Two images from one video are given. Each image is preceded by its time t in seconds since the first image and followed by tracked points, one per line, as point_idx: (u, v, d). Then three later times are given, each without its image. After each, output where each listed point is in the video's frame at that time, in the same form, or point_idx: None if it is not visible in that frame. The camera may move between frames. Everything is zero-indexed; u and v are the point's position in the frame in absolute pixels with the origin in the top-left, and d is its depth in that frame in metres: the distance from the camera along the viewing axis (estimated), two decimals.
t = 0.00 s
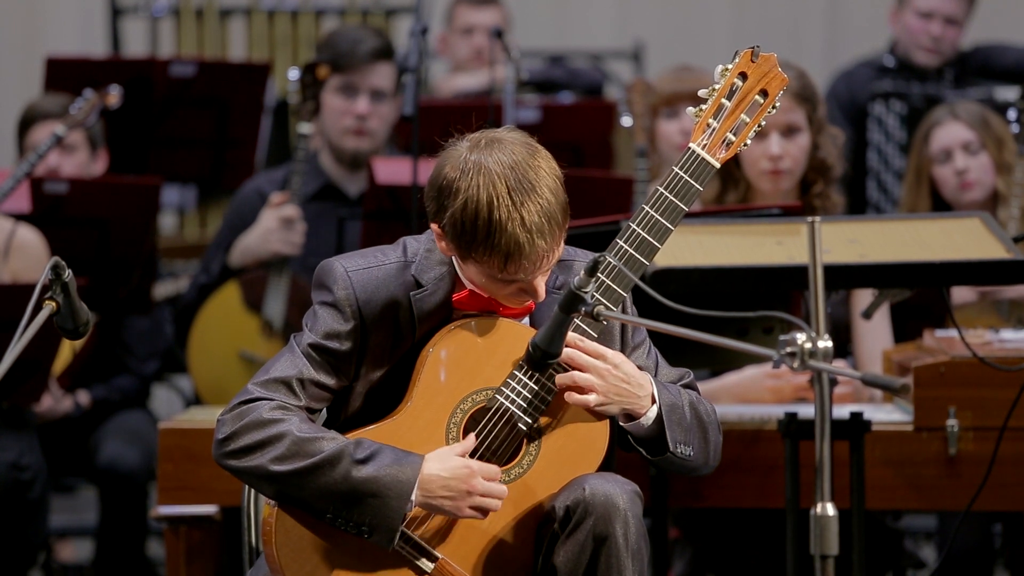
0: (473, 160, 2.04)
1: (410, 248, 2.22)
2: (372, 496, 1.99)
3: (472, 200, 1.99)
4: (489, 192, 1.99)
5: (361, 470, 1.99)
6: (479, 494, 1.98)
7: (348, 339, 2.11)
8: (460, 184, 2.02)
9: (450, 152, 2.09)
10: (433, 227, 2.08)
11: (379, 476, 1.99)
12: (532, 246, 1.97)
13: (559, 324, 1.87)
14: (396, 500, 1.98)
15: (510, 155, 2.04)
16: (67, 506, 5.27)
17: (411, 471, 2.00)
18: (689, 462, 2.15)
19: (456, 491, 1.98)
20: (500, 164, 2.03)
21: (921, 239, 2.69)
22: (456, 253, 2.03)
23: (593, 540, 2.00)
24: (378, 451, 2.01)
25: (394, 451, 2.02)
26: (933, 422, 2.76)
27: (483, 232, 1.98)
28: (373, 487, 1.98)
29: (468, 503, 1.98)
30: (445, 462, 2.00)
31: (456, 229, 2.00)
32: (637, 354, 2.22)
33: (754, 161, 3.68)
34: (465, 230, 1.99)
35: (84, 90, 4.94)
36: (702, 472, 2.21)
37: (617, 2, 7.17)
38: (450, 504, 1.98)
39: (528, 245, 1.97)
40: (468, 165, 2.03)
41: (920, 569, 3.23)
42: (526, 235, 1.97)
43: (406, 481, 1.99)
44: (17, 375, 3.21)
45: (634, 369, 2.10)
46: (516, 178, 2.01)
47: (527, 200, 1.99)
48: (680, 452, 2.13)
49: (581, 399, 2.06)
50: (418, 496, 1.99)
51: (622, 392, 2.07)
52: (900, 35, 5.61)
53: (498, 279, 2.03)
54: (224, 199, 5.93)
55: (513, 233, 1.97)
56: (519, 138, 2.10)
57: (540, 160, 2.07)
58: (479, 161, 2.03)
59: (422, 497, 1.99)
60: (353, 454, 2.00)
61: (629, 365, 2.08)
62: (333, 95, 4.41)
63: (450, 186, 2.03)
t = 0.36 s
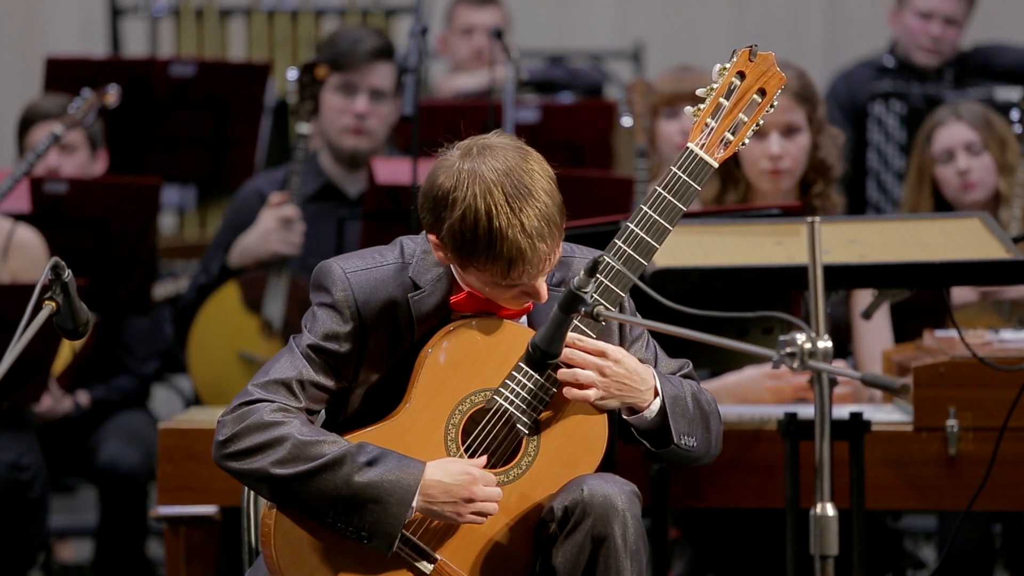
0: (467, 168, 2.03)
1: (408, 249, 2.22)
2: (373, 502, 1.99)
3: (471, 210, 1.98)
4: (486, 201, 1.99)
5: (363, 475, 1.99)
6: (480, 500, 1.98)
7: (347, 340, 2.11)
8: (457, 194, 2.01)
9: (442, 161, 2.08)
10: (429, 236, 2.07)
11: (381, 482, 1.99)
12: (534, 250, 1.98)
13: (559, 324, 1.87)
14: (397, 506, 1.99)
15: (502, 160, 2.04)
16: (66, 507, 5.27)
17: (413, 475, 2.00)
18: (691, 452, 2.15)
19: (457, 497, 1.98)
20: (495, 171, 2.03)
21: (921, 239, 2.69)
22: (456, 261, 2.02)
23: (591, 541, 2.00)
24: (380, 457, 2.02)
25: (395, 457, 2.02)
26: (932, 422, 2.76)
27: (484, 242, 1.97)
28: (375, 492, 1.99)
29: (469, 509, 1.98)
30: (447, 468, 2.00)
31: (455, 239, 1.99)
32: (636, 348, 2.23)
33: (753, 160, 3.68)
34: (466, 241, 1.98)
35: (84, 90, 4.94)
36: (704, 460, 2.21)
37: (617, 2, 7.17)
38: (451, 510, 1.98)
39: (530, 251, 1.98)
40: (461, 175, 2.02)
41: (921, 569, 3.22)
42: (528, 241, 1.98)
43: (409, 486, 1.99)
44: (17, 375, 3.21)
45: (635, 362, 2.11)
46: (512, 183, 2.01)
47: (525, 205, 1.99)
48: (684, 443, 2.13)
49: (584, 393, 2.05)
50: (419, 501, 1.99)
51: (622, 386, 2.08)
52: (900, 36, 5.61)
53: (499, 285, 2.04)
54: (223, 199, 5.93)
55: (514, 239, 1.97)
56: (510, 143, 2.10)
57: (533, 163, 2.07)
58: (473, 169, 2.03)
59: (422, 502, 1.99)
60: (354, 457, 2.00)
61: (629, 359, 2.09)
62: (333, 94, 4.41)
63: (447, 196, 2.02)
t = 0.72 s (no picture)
0: (476, 172, 2.03)
1: (410, 248, 2.22)
2: (374, 504, 1.99)
3: (489, 214, 1.98)
4: (501, 203, 1.99)
5: (365, 477, 1.99)
6: (481, 505, 1.98)
7: (350, 340, 2.11)
8: (470, 199, 2.00)
9: (446, 168, 2.07)
10: (441, 244, 2.06)
11: (382, 484, 1.99)
12: (555, 246, 1.99)
13: (558, 324, 1.87)
14: (398, 509, 1.98)
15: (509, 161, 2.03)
16: (66, 507, 5.27)
17: (415, 477, 1.99)
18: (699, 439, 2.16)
19: (459, 501, 1.98)
20: (504, 172, 2.03)
21: (921, 239, 2.69)
22: (474, 266, 2.01)
23: (592, 541, 2.00)
24: (383, 459, 2.01)
25: (398, 459, 2.02)
26: (932, 422, 2.76)
27: (505, 246, 1.97)
28: (376, 495, 1.98)
29: (470, 514, 1.98)
30: (448, 471, 2.00)
31: (475, 244, 1.98)
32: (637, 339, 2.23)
33: (754, 160, 3.68)
34: (487, 246, 1.98)
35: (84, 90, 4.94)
36: (708, 447, 2.22)
37: (617, 2, 7.17)
38: (451, 514, 1.98)
39: (551, 248, 1.98)
40: (471, 180, 2.01)
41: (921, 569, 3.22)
42: (548, 238, 1.98)
43: (411, 490, 1.99)
44: (17, 376, 3.21)
45: (637, 357, 2.11)
46: (524, 182, 2.02)
47: (540, 203, 2.00)
48: (691, 434, 2.14)
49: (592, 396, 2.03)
50: (421, 505, 1.99)
51: (627, 383, 2.07)
52: (900, 36, 5.60)
53: (517, 287, 2.04)
54: (223, 199, 5.92)
55: (534, 236, 1.97)
56: (511, 143, 2.10)
57: (538, 161, 2.08)
58: (482, 172, 2.02)
59: (422, 505, 1.99)
60: (356, 458, 2.00)
61: (630, 355, 2.09)
62: (333, 94, 4.41)
63: (460, 202, 2.01)
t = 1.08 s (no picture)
0: (488, 143, 2.06)
1: (408, 247, 2.22)
2: (373, 497, 1.98)
3: (500, 179, 2.01)
4: (512, 171, 2.02)
5: (364, 470, 1.98)
6: (480, 496, 1.98)
7: (351, 338, 2.12)
8: (482, 168, 2.03)
9: (457, 142, 2.11)
10: (448, 219, 2.07)
11: (381, 478, 1.98)
12: (566, 214, 2.00)
13: (559, 325, 1.85)
14: (397, 502, 1.98)
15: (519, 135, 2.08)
16: (66, 508, 5.28)
17: (414, 471, 1.99)
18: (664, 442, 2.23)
19: (455, 493, 1.97)
20: (516, 142, 2.06)
21: (921, 239, 2.69)
22: (483, 238, 2.02)
23: (592, 541, 2.00)
24: (381, 453, 2.00)
25: (396, 453, 2.01)
26: (932, 423, 2.76)
27: (516, 212, 1.99)
28: (376, 489, 1.98)
29: (466, 506, 1.98)
30: (446, 463, 1.99)
31: (485, 211, 2.00)
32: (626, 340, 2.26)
33: (754, 162, 3.68)
34: (497, 211, 1.99)
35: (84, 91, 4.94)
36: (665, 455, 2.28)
37: (617, 2, 7.17)
38: (449, 506, 1.98)
39: (561, 216, 2.00)
40: (483, 149, 2.05)
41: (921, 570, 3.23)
42: (559, 206, 2.00)
43: (409, 483, 1.98)
44: (16, 376, 3.21)
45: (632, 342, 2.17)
46: (535, 153, 2.05)
47: (552, 172, 2.03)
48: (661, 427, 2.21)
49: (618, 366, 2.11)
50: (419, 498, 1.98)
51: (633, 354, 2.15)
52: (900, 37, 5.60)
53: (524, 265, 2.03)
54: (223, 200, 5.92)
55: (546, 203, 1.99)
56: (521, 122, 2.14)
57: (548, 137, 2.12)
58: (494, 143, 2.06)
59: (422, 499, 1.98)
60: (355, 454, 2.00)
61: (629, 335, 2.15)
62: (333, 94, 4.41)
63: (472, 171, 2.03)
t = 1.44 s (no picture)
0: (489, 104, 2.12)
1: (402, 244, 2.24)
2: (373, 496, 1.98)
3: (500, 136, 2.06)
4: (514, 131, 2.06)
5: (364, 469, 1.98)
6: (478, 497, 1.97)
7: (348, 335, 2.11)
8: (485, 126, 2.08)
9: (456, 109, 2.16)
10: (449, 182, 2.10)
11: (382, 476, 1.98)
12: (567, 171, 2.05)
13: (560, 326, 1.85)
14: (398, 500, 1.97)
15: (519, 99, 2.13)
16: (66, 509, 5.27)
17: (413, 470, 1.98)
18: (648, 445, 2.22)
19: (456, 492, 1.97)
20: (517, 104, 2.12)
21: (921, 240, 2.69)
22: (486, 194, 2.05)
23: (589, 542, 2.00)
24: (381, 451, 2.00)
25: (396, 452, 2.01)
26: (932, 424, 2.76)
27: (516, 166, 2.03)
28: (376, 487, 1.97)
29: (466, 505, 1.97)
30: (447, 462, 1.99)
31: (489, 165, 2.04)
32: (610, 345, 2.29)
33: (754, 162, 3.68)
34: (497, 166, 2.04)
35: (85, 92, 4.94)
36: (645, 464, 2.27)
37: (616, 3, 7.17)
38: (449, 506, 1.97)
39: (560, 173, 2.04)
40: (484, 109, 2.11)
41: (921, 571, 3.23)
42: (557, 164, 2.05)
43: (409, 481, 1.98)
44: (16, 377, 3.21)
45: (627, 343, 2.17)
46: (536, 114, 2.11)
47: (551, 131, 2.08)
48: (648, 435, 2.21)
49: (618, 366, 2.11)
50: (420, 496, 1.98)
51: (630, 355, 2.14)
52: (900, 37, 5.60)
53: (521, 227, 2.06)
54: (223, 200, 5.93)
55: (549, 157, 2.04)
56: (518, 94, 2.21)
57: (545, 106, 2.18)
58: (496, 104, 2.12)
59: (422, 497, 1.98)
60: (355, 452, 1.99)
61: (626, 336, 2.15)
62: (334, 94, 4.41)
63: (475, 130, 2.08)
